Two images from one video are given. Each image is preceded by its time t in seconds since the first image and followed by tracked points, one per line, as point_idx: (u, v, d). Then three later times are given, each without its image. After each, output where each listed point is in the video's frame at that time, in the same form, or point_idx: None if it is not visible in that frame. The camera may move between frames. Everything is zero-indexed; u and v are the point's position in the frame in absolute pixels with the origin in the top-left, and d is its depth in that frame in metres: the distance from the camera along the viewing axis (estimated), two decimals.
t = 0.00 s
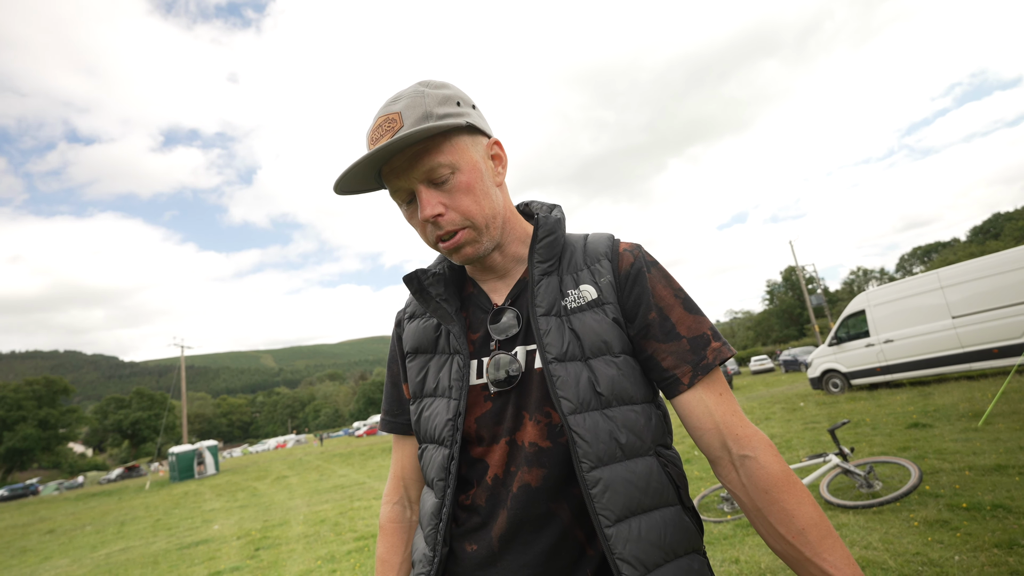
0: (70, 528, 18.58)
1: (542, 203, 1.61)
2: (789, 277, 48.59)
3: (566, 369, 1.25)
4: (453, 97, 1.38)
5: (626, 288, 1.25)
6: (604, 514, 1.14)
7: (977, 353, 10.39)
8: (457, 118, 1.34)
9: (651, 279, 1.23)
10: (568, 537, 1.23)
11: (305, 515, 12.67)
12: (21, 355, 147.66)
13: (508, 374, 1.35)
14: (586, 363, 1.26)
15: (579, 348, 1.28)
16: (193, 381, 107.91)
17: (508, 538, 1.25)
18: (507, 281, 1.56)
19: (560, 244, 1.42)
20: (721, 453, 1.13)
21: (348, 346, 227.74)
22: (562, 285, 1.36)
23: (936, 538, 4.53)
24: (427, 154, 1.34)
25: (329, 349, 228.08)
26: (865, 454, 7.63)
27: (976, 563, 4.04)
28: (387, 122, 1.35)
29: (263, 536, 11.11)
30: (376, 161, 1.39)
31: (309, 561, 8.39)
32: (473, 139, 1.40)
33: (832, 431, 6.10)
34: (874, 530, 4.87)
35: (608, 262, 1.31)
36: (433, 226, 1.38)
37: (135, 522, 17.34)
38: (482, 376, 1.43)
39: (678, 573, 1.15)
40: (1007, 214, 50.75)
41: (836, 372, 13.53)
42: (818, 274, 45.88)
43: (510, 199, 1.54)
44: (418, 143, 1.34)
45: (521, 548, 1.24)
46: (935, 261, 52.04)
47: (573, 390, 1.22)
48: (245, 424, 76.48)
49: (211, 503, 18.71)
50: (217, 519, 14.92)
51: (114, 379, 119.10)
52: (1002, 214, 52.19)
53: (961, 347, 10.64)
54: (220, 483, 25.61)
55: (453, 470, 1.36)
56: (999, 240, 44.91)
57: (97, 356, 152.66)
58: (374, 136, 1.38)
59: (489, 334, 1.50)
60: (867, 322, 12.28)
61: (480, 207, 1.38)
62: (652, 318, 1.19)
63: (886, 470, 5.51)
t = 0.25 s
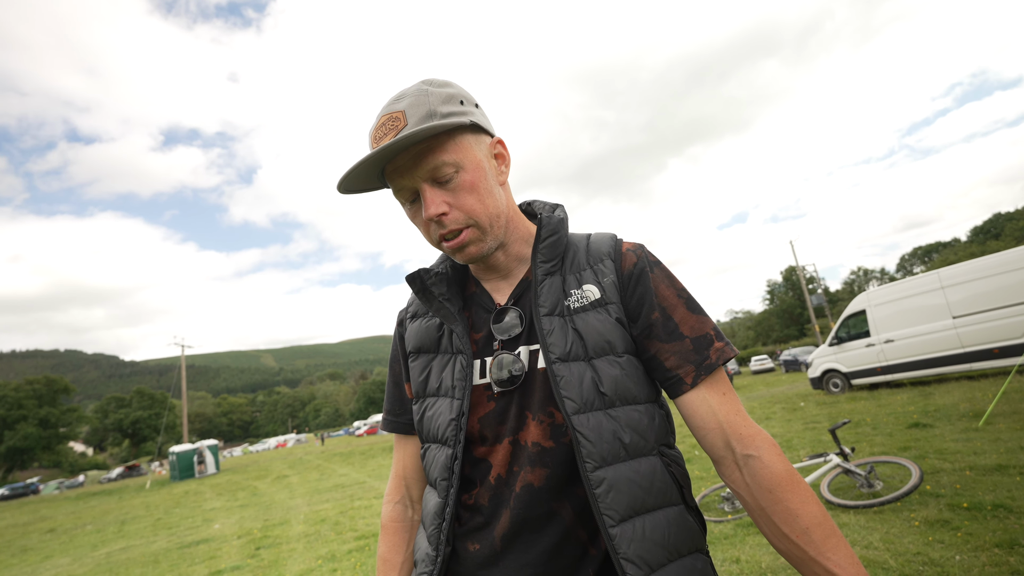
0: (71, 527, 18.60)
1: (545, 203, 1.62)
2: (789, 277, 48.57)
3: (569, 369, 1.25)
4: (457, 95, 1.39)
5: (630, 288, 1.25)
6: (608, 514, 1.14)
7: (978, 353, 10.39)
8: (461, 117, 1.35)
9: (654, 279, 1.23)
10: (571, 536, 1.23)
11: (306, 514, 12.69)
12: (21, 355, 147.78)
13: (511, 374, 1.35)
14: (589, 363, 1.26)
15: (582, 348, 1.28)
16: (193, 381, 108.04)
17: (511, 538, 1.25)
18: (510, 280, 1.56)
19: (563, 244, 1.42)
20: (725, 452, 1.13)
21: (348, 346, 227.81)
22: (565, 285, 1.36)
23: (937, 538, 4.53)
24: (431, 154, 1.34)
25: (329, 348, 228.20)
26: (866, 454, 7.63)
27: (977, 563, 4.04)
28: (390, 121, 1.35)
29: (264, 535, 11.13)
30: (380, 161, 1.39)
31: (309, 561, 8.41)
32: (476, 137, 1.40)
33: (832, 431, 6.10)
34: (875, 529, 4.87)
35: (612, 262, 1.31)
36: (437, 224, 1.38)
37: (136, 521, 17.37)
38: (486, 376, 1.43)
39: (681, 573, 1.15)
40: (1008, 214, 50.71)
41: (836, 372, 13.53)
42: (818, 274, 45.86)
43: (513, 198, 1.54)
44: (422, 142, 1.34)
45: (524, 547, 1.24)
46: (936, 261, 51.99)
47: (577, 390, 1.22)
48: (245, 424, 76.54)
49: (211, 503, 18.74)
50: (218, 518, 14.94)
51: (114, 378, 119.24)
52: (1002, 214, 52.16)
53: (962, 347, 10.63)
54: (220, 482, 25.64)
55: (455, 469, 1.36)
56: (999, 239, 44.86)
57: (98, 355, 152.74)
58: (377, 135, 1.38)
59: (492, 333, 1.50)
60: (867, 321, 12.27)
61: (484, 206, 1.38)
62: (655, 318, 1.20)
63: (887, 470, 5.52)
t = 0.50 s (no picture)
0: (73, 526, 18.66)
1: (546, 203, 1.62)
2: (790, 277, 48.53)
3: (571, 370, 1.25)
4: (459, 94, 1.38)
5: (632, 289, 1.25)
6: (609, 515, 1.14)
7: (979, 353, 10.37)
8: (463, 116, 1.35)
9: (656, 280, 1.23)
10: (571, 537, 1.23)
11: (307, 513, 12.72)
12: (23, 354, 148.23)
13: (512, 374, 1.34)
14: (591, 364, 1.26)
15: (583, 349, 1.28)
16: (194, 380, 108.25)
17: (512, 539, 1.25)
18: (511, 281, 1.56)
19: (565, 245, 1.42)
20: (727, 453, 1.13)
21: (349, 345, 227.95)
22: (566, 286, 1.36)
23: (938, 539, 4.53)
24: (432, 152, 1.34)
25: (330, 348, 228.41)
26: (867, 454, 7.62)
27: (977, 564, 4.03)
28: (392, 119, 1.35)
29: (265, 534, 11.15)
30: (382, 158, 1.39)
31: (310, 560, 8.42)
32: (478, 136, 1.40)
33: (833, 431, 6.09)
34: (875, 529, 4.86)
35: (613, 264, 1.31)
36: (438, 223, 1.38)
37: (137, 520, 17.41)
38: (486, 376, 1.43)
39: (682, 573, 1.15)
40: (1009, 214, 50.61)
41: (837, 372, 13.51)
42: (819, 274, 45.80)
43: (514, 198, 1.54)
44: (424, 140, 1.34)
45: (525, 548, 1.24)
46: (937, 261, 51.90)
47: (579, 392, 1.22)
48: (246, 423, 76.63)
49: (213, 502, 18.79)
50: (219, 517, 14.99)
51: (115, 377, 119.48)
52: (1004, 214, 52.06)
53: (963, 347, 10.62)
54: (222, 481, 25.70)
55: (456, 470, 1.36)
56: (1001, 239, 44.76)
57: (99, 354, 152.95)
58: (379, 134, 1.38)
59: (493, 334, 1.50)
60: (868, 321, 12.26)
61: (486, 206, 1.38)
62: (657, 319, 1.19)
63: (888, 470, 5.49)
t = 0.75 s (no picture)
0: (75, 525, 18.68)
1: (547, 205, 1.61)
2: (792, 277, 48.46)
3: (572, 374, 1.25)
4: (459, 97, 1.38)
5: (633, 293, 1.25)
6: (611, 520, 1.13)
7: (980, 353, 10.35)
8: (463, 119, 1.34)
9: (657, 283, 1.22)
10: (573, 542, 1.23)
11: (308, 513, 12.74)
12: (25, 353, 148.46)
13: (513, 378, 1.34)
14: (592, 368, 1.26)
15: (585, 353, 1.27)
16: (195, 380, 108.35)
17: (513, 544, 1.25)
18: (512, 284, 1.56)
19: (566, 248, 1.42)
20: (729, 457, 1.12)
21: (350, 345, 228.11)
22: (567, 289, 1.36)
23: (940, 539, 4.52)
24: (433, 155, 1.34)
25: (331, 348, 228.55)
26: (868, 454, 7.61)
27: (979, 565, 4.03)
28: (392, 123, 1.35)
29: (266, 534, 11.16)
30: (382, 162, 1.39)
31: (311, 559, 8.42)
32: (478, 139, 1.40)
33: (835, 431, 6.07)
34: (877, 530, 4.85)
35: (615, 267, 1.30)
36: (438, 227, 1.37)
37: (139, 520, 17.43)
38: (487, 381, 1.43)
39: None
40: (1011, 213, 50.50)
41: (838, 371, 13.48)
42: (821, 273, 45.73)
43: (515, 200, 1.53)
44: (423, 143, 1.33)
45: (526, 553, 1.24)
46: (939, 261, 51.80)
47: (580, 396, 1.22)
48: (248, 423, 76.72)
49: (214, 501, 18.80)
50: (220, 516, 15.00)
51: (117, 377, 119.68)
52: (1006, 213, 51.95)
53: (965, 347, 10.60)
54: (223, 481, 25.75)
55: (457, 475, 1.35)
56: (1003, 239, 44.64)
57: (101, 354, 153.16)
58: (379, 137, 1.37)
59: (494, 337, 1.49)
60: (870, 321, 12.23)
61: (486, 209, 1.37)
62: (658, 322, 1.19)
63: (890, 471, 5.47)
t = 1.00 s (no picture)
0: (75, 524, 18.69)
1: (544, 207, 1.62)
2: (792, 277, 48.45)
3: (569, 376, 1.25)
4: (457, 98, 1.38)
5: (630, 295, 1.25)
6: (607, 522, 1.14)
7: (980, 354, 10.36)
8: (461, 119, 1.35)
9: (654, 285, 1.23)
10: (569, 543, 1.23)
11: (308, 512, 12.75)
12: (25, 353, 148.46)
13: (510, 380, 1.35)
14: (589, 370, 1.26)
15: (581, 355, 1.28)
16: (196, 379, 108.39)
17: (510, 545, 1.25)
18: (508, 285, 1.56)
19: (563, 250, 1.42)
20: (724, 459, 1.13)
21: (350, 344, 228.15)
22: (564, 291, 1.36)
23: (939, 540, 4.52)
24: (429, 153, 1.34)
25: (332, 347, 228.62)
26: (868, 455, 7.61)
27: (978, 565, 4.03)
28: (391, 121, 1.35)
29: (266, 533, 11.16)
30: (380, 159, 1.39)
31: (311, 559, 8.43)
32: (476, 139, 1.40)
33: (834, 431, 6.06)
34: (876, 531, 4.86)
35: (612, 268, 1.31)
36: (436, 224, 1.37)
37: (139, 519, 17.44)
38: (484, 382, 1.43)
39: None
40: (1012, 214, 50.48)
41: (838, 372, 13.47)
42: (821, 273, 45.73)
43: (512, 200, 1.53)
44: (421, 141, 1.34)
45: (523, 555, 1.24)
46: (940, 261, 51.78)
47: (577, 398, 1.22)
48: (248, 422, 76.78)
49: (215, 501, 18.81)
50: (221, 516, 15.00)
51: (117, 376, 119.77)
52: (1007, 214, 51.92)
53: (965, 348, 10.61)
54: (224, 480, 25.78)
55: (454, 476, 1.36)
56: (1003, 239, 44.60)
57: (101, 353, 153.23)
58: (377, 135, 1.38)
59: (490, 339, 1.50)
60: (870, 322, 12.23)
61: (484, 208, 1.38)
62: (655, 325, 1.19)
63: (889, 471, 5.44)
